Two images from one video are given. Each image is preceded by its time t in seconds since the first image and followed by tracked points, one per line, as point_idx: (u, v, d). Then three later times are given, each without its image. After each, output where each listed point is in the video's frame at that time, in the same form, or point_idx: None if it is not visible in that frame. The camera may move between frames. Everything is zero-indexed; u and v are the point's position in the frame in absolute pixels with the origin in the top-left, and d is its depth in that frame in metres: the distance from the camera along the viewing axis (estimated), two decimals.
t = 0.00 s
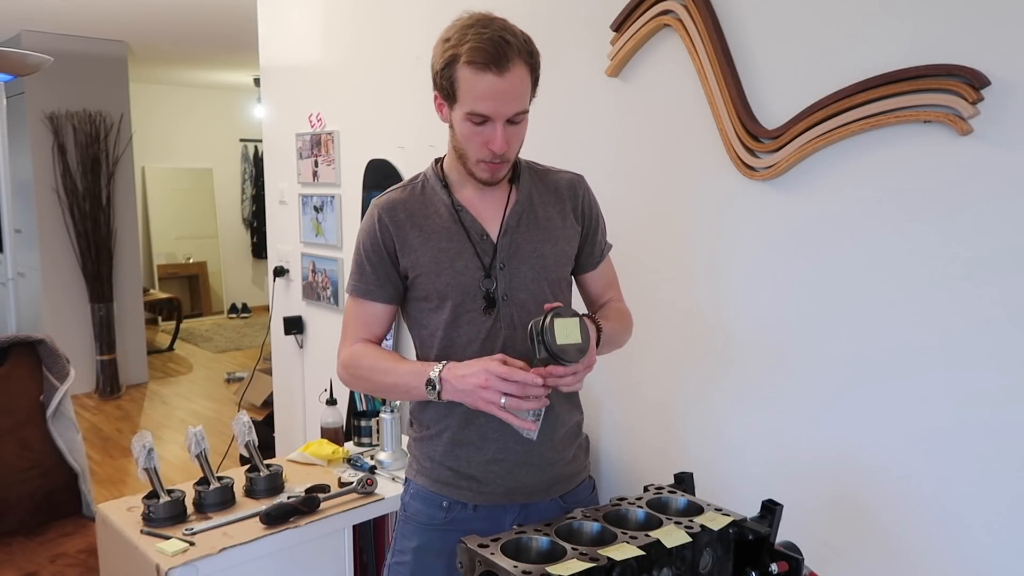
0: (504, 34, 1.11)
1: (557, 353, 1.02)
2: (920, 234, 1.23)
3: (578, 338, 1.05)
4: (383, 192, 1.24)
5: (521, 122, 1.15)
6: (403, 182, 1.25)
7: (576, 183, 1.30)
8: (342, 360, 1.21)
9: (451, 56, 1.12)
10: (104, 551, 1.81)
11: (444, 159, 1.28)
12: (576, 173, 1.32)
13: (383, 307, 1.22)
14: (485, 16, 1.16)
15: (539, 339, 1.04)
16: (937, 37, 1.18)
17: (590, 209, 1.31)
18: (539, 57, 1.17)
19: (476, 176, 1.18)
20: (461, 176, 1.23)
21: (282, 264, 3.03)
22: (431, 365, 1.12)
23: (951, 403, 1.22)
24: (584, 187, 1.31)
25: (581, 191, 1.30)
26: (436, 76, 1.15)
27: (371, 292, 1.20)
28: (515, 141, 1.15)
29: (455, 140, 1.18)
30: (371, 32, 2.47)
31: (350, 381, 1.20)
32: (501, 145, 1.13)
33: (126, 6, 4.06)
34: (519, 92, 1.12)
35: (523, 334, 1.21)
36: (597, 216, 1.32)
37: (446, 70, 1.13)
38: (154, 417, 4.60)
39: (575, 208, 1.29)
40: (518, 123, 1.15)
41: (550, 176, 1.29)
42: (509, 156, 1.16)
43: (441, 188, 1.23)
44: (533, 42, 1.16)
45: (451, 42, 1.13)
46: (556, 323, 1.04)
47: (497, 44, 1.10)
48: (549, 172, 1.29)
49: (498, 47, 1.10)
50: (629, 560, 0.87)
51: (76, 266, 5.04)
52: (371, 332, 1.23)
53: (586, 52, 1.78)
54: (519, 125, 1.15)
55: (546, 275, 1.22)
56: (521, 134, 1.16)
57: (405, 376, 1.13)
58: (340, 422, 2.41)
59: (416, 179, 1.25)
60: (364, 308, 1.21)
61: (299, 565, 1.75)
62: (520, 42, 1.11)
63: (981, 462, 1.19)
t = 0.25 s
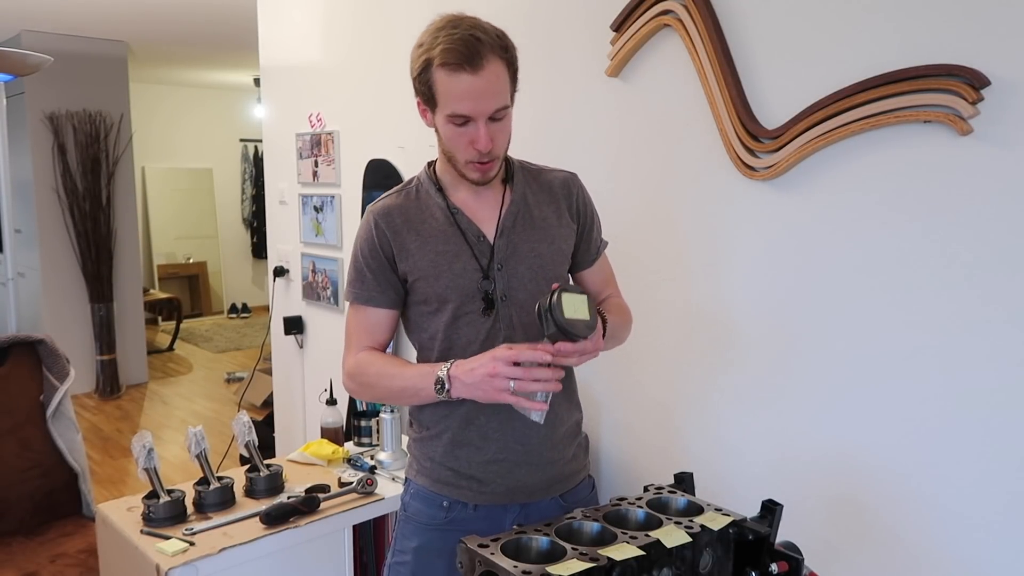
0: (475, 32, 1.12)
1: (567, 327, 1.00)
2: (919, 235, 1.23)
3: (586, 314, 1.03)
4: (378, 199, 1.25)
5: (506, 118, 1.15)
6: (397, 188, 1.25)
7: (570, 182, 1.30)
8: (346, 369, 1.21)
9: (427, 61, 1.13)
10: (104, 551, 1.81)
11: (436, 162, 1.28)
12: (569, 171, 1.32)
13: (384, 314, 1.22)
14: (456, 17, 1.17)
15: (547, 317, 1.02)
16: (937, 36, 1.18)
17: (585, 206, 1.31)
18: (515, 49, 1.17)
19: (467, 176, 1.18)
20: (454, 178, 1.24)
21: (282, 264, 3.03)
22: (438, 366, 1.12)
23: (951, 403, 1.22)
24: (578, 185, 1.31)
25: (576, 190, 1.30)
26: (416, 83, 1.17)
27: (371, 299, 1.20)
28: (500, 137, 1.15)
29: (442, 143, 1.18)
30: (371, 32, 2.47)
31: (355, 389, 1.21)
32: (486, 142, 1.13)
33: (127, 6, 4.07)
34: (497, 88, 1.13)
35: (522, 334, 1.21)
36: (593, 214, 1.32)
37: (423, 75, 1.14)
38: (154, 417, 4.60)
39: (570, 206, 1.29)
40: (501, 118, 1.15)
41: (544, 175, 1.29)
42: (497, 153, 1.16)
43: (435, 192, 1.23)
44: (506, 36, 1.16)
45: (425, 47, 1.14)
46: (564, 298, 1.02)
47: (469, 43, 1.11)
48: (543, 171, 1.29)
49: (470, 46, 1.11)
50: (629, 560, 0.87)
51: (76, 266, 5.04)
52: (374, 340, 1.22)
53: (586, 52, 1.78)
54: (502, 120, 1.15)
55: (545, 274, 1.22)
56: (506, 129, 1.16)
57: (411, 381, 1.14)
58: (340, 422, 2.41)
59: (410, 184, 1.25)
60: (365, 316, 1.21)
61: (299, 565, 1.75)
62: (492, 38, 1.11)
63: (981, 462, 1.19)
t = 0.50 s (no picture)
0: (426, 38, 1.12)
1: (597, 290, 0.99)
2: (919, 236, 1.23)
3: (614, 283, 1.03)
4: (371, 210, 1.25)
5: (477, 115, 1.15)
6: (389, 197, 1.25)
7: (562, 181, 1.30)
8: (354, 387, 1.21)
9: (386, 80, 1.15)
10: (104, 551, 1.81)
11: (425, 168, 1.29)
12: (561, 170, 1.32)
13: (386, 325, 1.22)
14: (405, 26, 1.17)
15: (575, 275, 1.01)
16: (937, 37, 1.18)
17: (578, 204, 1.31)
18: (470, 43, 1.17)
19: (452, 179, 1.19)
20: (444, 183, 1.24)
21: (282, 264, 3.03)
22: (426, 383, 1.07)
23: (950, 403, 1.22)
24: (570, 184, 1.31)
25: (568, 189, 1.30)
26: (384, 101, 1.18)
27: (373, 310, 1.20)
28: (474, 134, 1.16)
29: (423, 153, 1.20)
30: (371, 32, 2.47)
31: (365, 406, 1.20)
32: (461, 143, 1.14)
33: (127, 6, 4.07)
34: (460, 88, 1.12)
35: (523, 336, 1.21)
36: (586, 211, 1.32)
37: (387, 91, 1.16)
38: (154, 417, 4.60)
39: (563, 205, 1.29)
40: (472, 115, 1.15)
41: (534, 175, 1.29)
42: (476, 150, 1.17)
43: (427, 198, 1.23)
44: (455, 33, 1.15)
45: (381, 66, 1.16)
46: (596, 261, 1.01)
47: (420, 51, 1.11)
48: (533, 171, 1.29)
49: (422, 54, 1.11)
50: (629, 560, 0.87)
51: (76, 266, 5.04)
52: (381, 353, 1.22)
53: (586, 52, 1.78)
54: (472, 117, 1.15)
55: (542, 274, 1.22)
56: (480, 125, 1.16)
57: (406, 400, 1.09)
58: (340, 422, 2.41)
59: (401, 192, 1.25)
60: (366, 328, 1.22)
61: (299, 565, 1.75)
62: (442, 42, 1.11)
63: (981, 462, 1.19)
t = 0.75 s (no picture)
0: (401, 42, 1.12)
1: (618, 305, 1.00)
2: (920, 236, 1.23)
3: (637, 308, 1.04)
4: (365, 219, 1.25)
5: (458, 115, 1.15)
6: (382, 204, 1.25)
7: (553, 181, 1.30)
8: (356, 405, 1.21)
9: (366, 88, 1.15)
10: (104, 551, 1.81)
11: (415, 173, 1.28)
12: (552, 170, 1.32)
13: (384, 333, 1.22)
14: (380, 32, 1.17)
15: (601, 287, 1.03)
16: (938, 36, 1.18)
17: (570, 204, 1.31)
18: (447, 44, 1.17)
19: (442, 181, 1.19)
20: (434, 186, 1.24)
21: (282, 264, 3.03)
22: (461, 420, 1.11)
23: (950, 403, 1.22)
24: (562, 184, 1.31)
25: (559, 188, 1.30)
26: (367, 109, 1.18)
27: (372, 318, 1.21)
28: (459, 134, 1.16)
29: (411, 157, 1.20)
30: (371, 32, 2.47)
31: (368, 422, 1.21)
32: (447, 145, 1.14)
33: (127, 6, 4.07)
34: (440, 88, 1.13)
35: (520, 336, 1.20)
36: (579, 210, 1.32)
37: (368, 99, 1.16)
38: (154, 417, 4.60)
39: (555, 204, 1.28)
40: (455, 116, 1.15)
41: (524, 175, 1.29)
42: (462, 150, 1.17)
43: (420, 203, 1.23)
44: (431, 34, 1.15)
45: (360, 74, 1.16)
46: (625, 278, 1.03)
47: (396, 56, 1.11)
48: (522, 171, 1.29)
49: (398, 58, 1.11)
50: (629, 560, 0.87)
51: (76, 266, 5.04)
52: (380, 366, 1.23)
53: (586, 52, 1.78)
54: (455, 118, 1.15)
55: (537, 273, 1.22)
56: (464, 125, 1.17)
57: (433, 428, 1.13)
58: (340, 422, 2.41)
59: (393, 199, 1.25)
60: (365, 340, 1.22)
61: (299, 565, 1.75)
62: (419, 45, 1.11)
63: (981, 462, 1.19)
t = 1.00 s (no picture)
0: (419, 45, 1.12)
1: (636, 355, 0.99)
2: (920, 235, 1.23)
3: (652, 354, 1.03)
4: (367, 215, 1.25)
5: (470, 122, 1.16)
6: (385, 202, 1.25)
7: (557, 187, 1.29)
8: (351, 399, 1.24)
9: (380, 86, 1.15)
10: (104, 551, 1.81)
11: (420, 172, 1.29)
12: (558, 176, 1.32)
13: (381, 332, 1.23)
14: (398, 32, 1.17)
15: (620, 334, 1.01)
16: (938, 36, 1.18)
17: (574, 210, 1.31)
18: (465, 50, 1.17)
19: (447, 185, 1.19)
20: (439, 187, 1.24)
21: (282, 263, 3.03)
22: (450, 427, 1.13)
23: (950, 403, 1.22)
24: (566, 190, 1.31)
25: (563, 195, 1.29)
26: (378, 106, 1.18)
27: (370, 315, 1.22)
28: (469, 141, 1.16)
29: (418, 158, 1.20)
30: (371, 32, 2.47)
31: (362, 417, 1.24)
32: (456, 150, 1.14)
33: (127, 6, 4.07)
34: (453, 94, 1.12)
35: (518, 341, 1.20)
36: (582, 217, 1.32)
37: (380, 97, 1.16)
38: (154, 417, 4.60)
39: (558, 211, 1.28)
40: (466, 122, 1.15)
41: (530, 179, 1.29)
42: (471, 157, 1.17)
43: (423, 203, 1.23)
44: (449, 39, 1.15)
45: (375, 72, 1.15)
46: (645, 326, 1.01)
47: (414, 59, 1.11)
48: (528, 176, 1.29)
49: (416, 61, 1.11)
50: (629, 560, 0.87)
51: (76, 266, 5.04)
52: (376, 363, 1.24)
53: (586, 52, 1.78)
54: (467, 124, 1.15)
55: (537, 279, 1.22)
56: (475, 132, 1.17)
57: (423, 432, 1.15)
58: (340, 422, 2.41)
59: (397, 196, 1.25)
60: (362, 337, 1.23)
61: (299, 565, 1.75)
62: (437, 50, 1.11)
63: (981, 462, 1.19)
